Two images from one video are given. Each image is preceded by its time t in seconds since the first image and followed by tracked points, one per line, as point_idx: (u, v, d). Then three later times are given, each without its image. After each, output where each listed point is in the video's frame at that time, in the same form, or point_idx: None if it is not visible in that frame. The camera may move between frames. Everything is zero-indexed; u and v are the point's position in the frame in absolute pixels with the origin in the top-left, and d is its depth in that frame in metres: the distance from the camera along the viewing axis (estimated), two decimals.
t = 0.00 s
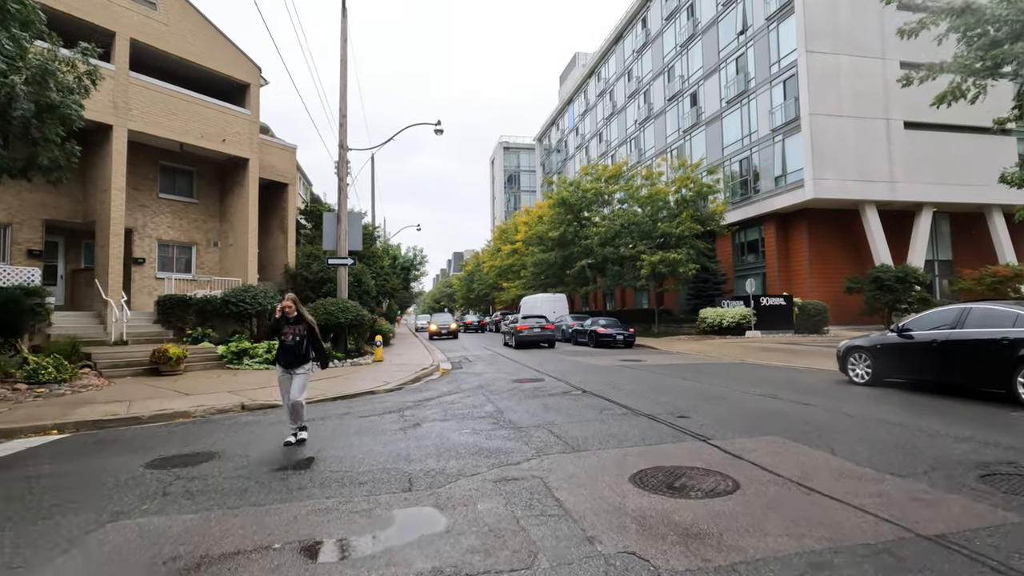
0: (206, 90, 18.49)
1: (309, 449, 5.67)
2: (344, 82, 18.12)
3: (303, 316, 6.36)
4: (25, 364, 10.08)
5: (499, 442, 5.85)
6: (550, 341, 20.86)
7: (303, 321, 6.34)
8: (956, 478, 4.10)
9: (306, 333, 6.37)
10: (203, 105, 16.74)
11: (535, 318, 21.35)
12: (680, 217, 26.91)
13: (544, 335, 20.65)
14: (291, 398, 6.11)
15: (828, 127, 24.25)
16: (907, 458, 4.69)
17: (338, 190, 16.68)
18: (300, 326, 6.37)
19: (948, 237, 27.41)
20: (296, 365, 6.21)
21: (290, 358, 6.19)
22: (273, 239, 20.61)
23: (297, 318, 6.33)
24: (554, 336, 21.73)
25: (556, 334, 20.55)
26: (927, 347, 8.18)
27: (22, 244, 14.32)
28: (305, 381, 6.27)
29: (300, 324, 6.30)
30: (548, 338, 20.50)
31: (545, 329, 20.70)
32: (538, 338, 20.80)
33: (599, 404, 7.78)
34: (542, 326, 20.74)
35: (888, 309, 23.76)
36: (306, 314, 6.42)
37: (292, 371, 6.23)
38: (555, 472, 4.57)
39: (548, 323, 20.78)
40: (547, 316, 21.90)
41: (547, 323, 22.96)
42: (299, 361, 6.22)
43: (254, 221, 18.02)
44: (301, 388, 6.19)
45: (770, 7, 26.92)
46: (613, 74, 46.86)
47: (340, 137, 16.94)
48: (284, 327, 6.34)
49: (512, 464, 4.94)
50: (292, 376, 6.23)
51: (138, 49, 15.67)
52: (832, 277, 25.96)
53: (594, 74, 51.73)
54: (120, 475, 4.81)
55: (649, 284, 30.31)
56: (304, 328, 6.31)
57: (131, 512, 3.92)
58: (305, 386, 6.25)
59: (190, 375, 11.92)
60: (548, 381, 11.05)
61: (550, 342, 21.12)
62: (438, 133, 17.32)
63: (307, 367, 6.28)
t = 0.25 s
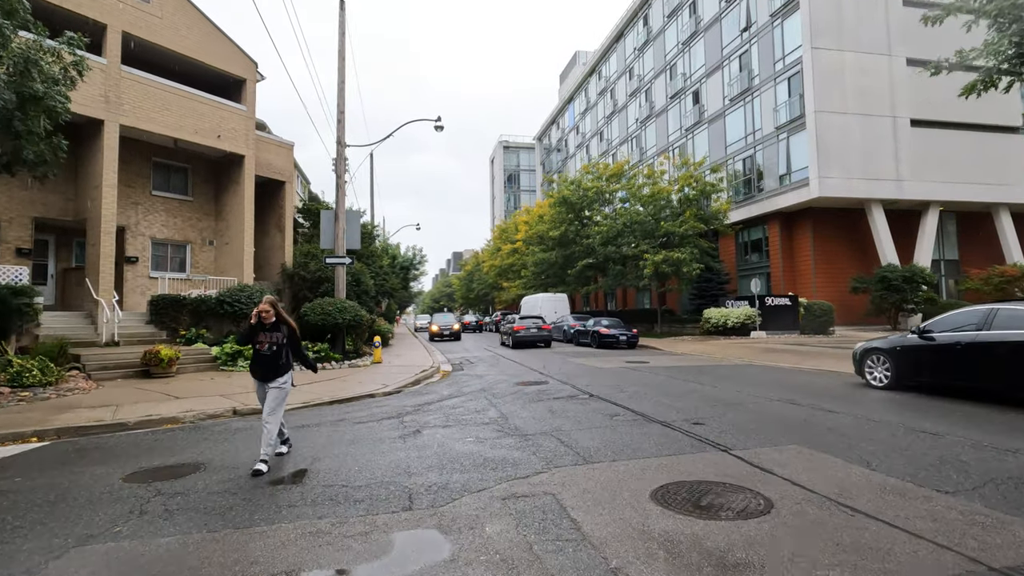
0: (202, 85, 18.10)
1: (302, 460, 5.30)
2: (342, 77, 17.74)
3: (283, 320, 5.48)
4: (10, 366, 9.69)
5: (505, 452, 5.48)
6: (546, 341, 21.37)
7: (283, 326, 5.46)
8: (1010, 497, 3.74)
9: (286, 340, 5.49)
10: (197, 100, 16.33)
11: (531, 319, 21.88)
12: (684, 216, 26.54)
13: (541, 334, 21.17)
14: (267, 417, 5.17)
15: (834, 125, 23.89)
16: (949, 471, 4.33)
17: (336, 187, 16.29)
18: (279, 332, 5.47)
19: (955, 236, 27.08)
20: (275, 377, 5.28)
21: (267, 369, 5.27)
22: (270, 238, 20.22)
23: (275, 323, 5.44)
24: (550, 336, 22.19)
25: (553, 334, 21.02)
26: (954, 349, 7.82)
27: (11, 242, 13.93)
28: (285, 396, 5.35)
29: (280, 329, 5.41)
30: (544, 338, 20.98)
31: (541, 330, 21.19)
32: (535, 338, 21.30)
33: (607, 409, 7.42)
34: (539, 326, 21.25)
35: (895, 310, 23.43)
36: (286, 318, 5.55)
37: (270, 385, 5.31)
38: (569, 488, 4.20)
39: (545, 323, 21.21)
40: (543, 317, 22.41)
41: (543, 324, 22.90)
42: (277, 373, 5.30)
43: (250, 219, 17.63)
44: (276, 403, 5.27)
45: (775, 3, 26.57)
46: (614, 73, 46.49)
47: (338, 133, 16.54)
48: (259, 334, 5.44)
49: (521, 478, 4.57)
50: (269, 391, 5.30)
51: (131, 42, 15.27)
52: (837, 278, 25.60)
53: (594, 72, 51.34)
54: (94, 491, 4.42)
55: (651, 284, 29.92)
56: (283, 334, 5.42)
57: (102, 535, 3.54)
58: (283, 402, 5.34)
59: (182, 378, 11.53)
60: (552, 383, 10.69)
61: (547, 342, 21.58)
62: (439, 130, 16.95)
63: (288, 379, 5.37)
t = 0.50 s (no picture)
0: (200, 81, 17.81)
1: (299, 470, 4.96)
2: (343, 73, 17.45)
3: (263, 316, 4.88)
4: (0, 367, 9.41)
5: (514, 459, 5.16)
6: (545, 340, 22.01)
7: (264, 323, 4.84)
8: None
9: (267, 338, 4.87)
10: (195, 95, 16.03)
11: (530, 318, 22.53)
12: (689, 214, 26.19)
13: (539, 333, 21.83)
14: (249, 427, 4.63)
15: (842, 121, 23.52)
16: (995, 483, 4.00)
17: (337, 184, 15.98)
18: (259, 330, 4.82)
19: (965, 235, 26.70)
20: (257, 382, 4.65)
21: (245, 373, 4.63)
22: (270, 237, 19.92)
23: (255, 319, 4.83)
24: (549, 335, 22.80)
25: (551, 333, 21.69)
26: (983, 351, 7.47)
27: (4, 240, 13.66)
28: (268, 402, 4.74)
29: (262, 327, 4.81)
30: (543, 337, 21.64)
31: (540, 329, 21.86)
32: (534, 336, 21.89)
33: (618, 414, 7.10)
34: (538, 325, 21.84)
35: (904, 310, 23.05)
36: (266, 315, 4.91)
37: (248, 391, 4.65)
38: (585, 502, 3.87)
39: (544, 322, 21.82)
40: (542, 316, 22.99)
41: (542, 322, 22.97)
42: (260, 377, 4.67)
43: (250, 217, 17.33)
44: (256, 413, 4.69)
45: None
46: (617, 71, 46.15)
47: (338, 129, 16.21)
48: (235, 333, 4.79)
49: (533, 489, 4.25)
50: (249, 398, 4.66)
51: (127, 36, 14.97)
52: (844, 278, 25.23)
53: (597, 71, 51.01)
54: (73, 504, 4.10)
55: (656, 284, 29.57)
56: (265, 332, 4.81)
57: (76, 556, 3.22)
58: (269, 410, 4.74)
59: (179, 379, 11.23)
60: (558, 386, 10.36)
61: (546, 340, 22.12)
62: (442, 126, 16.64)
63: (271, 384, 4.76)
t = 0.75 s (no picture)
0: (198, 78, 17.53)
1: (293, 483, 4.65)
2: (344, 69, 17.16)
3: (233, 322, 4.19)
4: None
5: (522, 471, 4.85)
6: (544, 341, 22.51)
7: (234, 331, 4.17)
8: None
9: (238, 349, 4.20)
10: (193, 92, 15.74)
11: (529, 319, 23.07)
12: (694, 214, 25.84)
13: (538, 335, 22.41)
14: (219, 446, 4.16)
15: (850, 119, 23.17)
16: None
17: (337, 183, 15.68)
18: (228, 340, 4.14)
19: (974, 235, 26.35)
20: (226, 401, 4.10)
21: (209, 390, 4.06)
22: (269, 236, 19.64)
23: (224, 327, 4.15)
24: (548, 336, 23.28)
25: (550, 334, 22.27)
26: (1011, 354, 7.15)
27: None
28: (239, 420, 4.23)
29: (231, 337, 4.14)
30: (542, 337, 22.19)
31: (539, 330, 22.45)
32: (533, 337, 22.46)
33: (629, 420, 6.78)
34: (537, 327, 22.47)
35: (913, 310, 22.70)
36: (237, 320, 4.20)
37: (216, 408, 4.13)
38: (602, 522, 3.55)
39: (542, 323, 22.40)
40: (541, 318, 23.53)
41: (541, 324, 23.01)
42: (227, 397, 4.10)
43: (249, 216, 17.05)
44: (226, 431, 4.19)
45: None
46: (620, 70, 45.84)
47: (338, 126, 15.92)
48: (201, 341, 4.14)
49: (545, 506, 3.93)
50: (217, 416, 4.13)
51: (123, 32, 14.69)
52: (852, 278, 24.88)
53: (599, 70, 50.68)
54: (47, 523, 3.78)
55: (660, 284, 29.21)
56: (235, 343, 4.15)
57: None
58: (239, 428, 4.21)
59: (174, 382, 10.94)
60: (564, 389, 10.06)
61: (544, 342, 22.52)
62: (444, 123, 16.35)
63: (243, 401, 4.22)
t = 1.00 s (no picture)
0: (195, 69, 17.15)
1: (283, 490, 4.27)
2: (343, 60, 16.76)
3: (184, 310, 3.49)
4: None
5: (532, 477, 4.47)
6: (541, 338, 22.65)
7: (184, 321, 3.47)
8: None
9: (189, 341, 3.47)
10: (188, 83, 15.35)
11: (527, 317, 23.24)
12: (700, 210, 25.41)
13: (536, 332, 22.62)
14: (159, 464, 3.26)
15: (859, 113, 22.72)
16: None
17: (336, 176, 15.29)
18: (176, 330, 3.42)
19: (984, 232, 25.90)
20: (170, 403, 3.30)
21: (150, 391, 3.26)
22: (268, 232, 19.27)
23: (172, 313, 3.45)
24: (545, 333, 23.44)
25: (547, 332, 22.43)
26: None
27: None
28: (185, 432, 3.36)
29: (182, 326, 3.44)
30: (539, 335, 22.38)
31: (537, 327, 22.68)
32: (530, 334, 22.66)
33: (642, 421, 6.40)
34: (534, 324, 22.69)
35: (923, 307, 22.26)
36: (188, 308, 3.50)
37: (159, 414, 3.31)
38: (625, 537, 3.17)
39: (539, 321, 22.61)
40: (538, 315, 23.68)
41: (538, 321, 23.10)
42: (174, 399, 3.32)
43: (246, 211, 16.66)
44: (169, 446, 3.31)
45: None
46: (623, 65, 45.38)
47: (337, 118, 15.52)
48: (142, 332, 3.41)
49: (559, 517, 3.56)
50: (158, 425, 3.30)
51: (116, 20, 14.30)
52: (860, 275, 24.46)
53: (602, 66, 50.20)
54: (7, 536, 3.41)
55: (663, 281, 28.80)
56: (186, 333, 3.44)
57: None
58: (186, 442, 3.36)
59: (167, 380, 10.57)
60: (571, 388, 9.68)
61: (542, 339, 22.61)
62: (445, 115, 15.96)
63: (194, 406, 3.41)
